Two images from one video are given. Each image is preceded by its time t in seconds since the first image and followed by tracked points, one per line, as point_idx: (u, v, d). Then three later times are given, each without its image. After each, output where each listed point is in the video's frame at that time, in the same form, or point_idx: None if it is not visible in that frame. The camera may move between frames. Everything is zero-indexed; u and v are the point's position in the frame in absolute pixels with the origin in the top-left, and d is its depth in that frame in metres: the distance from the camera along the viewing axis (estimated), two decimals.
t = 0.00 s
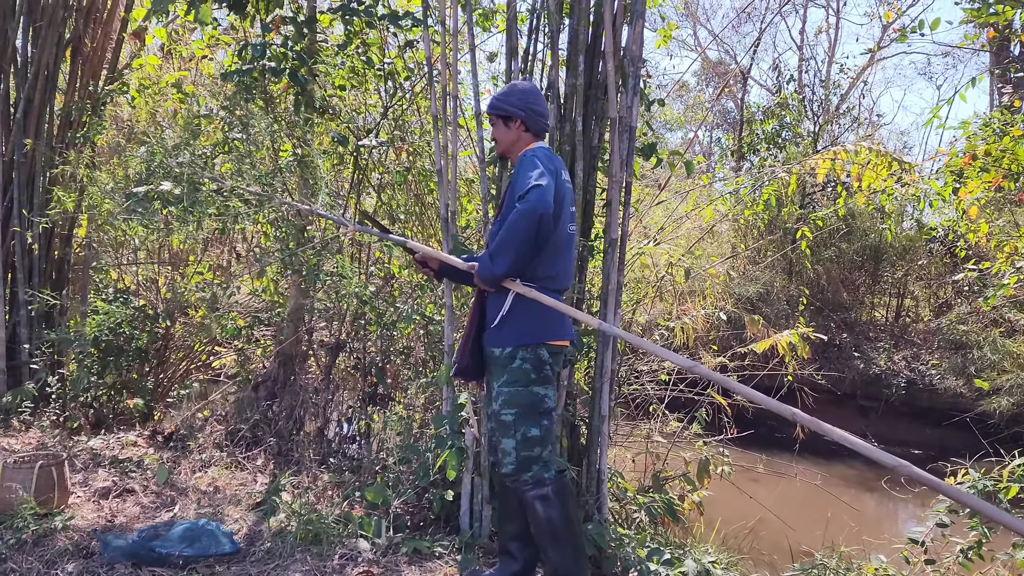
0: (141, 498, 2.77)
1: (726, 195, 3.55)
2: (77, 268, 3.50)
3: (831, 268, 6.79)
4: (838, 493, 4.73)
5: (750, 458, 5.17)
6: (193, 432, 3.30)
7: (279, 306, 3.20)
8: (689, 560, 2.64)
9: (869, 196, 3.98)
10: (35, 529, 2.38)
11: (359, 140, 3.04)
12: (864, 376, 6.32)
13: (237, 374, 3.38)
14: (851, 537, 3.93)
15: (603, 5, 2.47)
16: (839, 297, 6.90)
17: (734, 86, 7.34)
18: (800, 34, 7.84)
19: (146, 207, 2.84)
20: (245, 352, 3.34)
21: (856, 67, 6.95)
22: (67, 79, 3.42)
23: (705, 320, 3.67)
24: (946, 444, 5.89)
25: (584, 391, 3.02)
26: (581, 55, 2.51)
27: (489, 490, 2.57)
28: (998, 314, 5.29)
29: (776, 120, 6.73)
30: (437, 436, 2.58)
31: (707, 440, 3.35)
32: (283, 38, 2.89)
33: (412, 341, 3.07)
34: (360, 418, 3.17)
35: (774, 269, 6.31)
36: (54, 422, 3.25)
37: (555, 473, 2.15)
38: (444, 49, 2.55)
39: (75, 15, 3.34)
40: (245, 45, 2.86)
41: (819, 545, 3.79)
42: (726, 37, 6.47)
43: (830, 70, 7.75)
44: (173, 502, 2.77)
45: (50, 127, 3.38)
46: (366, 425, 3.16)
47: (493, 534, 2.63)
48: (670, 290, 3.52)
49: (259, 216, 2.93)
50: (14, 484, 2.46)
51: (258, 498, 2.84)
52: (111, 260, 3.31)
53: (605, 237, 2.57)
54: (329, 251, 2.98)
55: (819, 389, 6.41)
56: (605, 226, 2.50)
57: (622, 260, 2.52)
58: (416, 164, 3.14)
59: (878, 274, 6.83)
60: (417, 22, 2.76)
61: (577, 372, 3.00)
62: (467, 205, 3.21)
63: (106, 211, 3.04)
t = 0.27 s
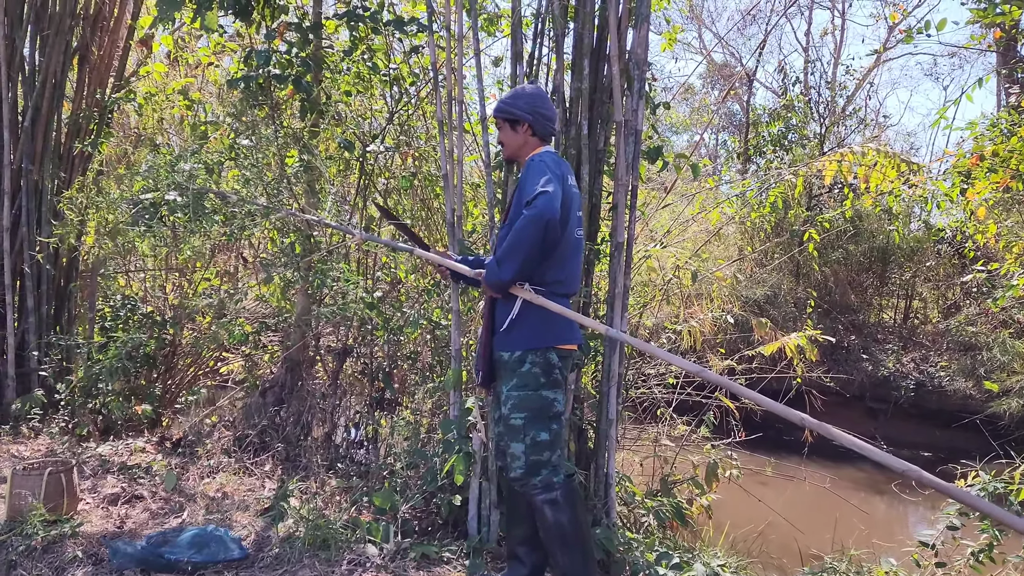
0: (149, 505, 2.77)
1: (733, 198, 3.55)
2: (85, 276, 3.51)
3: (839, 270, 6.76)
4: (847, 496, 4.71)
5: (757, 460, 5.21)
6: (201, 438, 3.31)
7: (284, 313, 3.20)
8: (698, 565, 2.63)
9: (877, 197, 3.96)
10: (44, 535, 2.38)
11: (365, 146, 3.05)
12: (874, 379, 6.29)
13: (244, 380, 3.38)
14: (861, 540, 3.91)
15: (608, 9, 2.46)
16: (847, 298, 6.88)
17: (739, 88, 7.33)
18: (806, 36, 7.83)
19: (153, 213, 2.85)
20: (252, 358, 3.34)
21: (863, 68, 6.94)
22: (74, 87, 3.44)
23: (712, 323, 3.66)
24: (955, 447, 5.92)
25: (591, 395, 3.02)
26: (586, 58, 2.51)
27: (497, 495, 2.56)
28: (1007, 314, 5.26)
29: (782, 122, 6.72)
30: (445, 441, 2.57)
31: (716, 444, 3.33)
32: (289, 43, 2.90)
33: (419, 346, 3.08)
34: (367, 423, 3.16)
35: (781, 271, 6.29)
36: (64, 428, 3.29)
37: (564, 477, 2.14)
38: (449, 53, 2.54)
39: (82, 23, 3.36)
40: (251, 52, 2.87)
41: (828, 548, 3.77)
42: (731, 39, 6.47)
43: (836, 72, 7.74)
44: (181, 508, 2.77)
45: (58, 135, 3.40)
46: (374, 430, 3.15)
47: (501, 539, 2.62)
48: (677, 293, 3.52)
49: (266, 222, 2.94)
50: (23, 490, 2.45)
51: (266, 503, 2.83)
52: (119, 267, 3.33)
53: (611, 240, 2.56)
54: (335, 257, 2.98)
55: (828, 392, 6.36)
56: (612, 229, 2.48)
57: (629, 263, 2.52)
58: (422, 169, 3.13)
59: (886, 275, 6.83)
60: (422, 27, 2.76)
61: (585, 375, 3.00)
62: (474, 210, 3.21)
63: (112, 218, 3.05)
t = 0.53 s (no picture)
0: (155, 508, 2.77)
1: (737, 198, 3.54)
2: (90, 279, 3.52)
3: (844, 270, 6.75)
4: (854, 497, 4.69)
5: (764, 462, 5.18)
6: (206, 442, 3.31)
7: (290, 316, 3.22)
8: (705, 567, 2.62)
9: (882, 197, 3.96)
10: (50, 540, 2.38)
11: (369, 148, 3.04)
12: (880, 380, 6.28)
13: (249, 383, 3.38)
14: (868, 542, 3.89)
15: (611, 10, 2.46)
16: (852, 299, 6.86)
17: (743, 88, 7.32)
18: (809, 36, 7.81)
19: (158, 217, 2.86)
20: (257, 361, 3.33)
21: (867, 69, 6.93)
22: (79, 92, 3.46)
23: (717, 324, 3.65)
24: (962, 447, 5.91)
25: (596, 397, 3.01)
26: (590, 60, 2.51)
27: (502, 497, 2.55)
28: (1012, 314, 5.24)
29: (786, 122, 6.71)
30: (450, 443, 2.56)
31: (721, 445, 3.32)
32: (292, 46, 2.90)
33: (424, 349, 3.08)
34: (373, 425, 3.15)
35: (785, 272, 6.28)
36: (69, 433, 3.29)
37: (569, 478, 2.13)
38: (452, 56, 2.55)
39: (86, 28, 3.38)
40: (255, 55, 2.87)
41: (835, 550, 3.76)
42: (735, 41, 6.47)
43: (840, 72, 7.72)
44: (187, 511, 2.77)
45: (63, 140, 3.41)
46: (379, 432, 3.13)
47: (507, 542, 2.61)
48: (682, 294, 3.51)
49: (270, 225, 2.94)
50: (29, 495, 2.45)
51: (271, 507, 2.83)
52: (125, 270, 3.36)
53: (616, 242, 2.55)
54: (340, 259, 2.98)
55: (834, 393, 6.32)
56: (616, 230, 2.47)
57: (633, 264, 2.50)
58: (426, 172, 3.14)
59: (891, 275, 6.78)
60: (426, 30, 2.76)
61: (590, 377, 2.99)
62: (478, 212, 3.20)
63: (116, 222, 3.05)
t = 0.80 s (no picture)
0: (160, 512, 2.77)
1: (741, 200, 3.54)
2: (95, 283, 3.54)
3: (848, 272, 6.77)
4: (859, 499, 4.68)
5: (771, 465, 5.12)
6: (210, 445, 3.30)
7: (294, 318, 3.22)
8: (711, 570, 2.61)
9: (886, 198, 3.95)
10: (55, 544, 2.38)
11: (374, 150, 3.03)
12: (884, 381, 6.28)
13: (254, 387, 3.38)
14: (874, 544, 3.88)
15: (615, 12, 2.46)
16: (857, 301, 6.91)
17: (746, 90, 7.32)
18: (812, 38, 7.81)
19: (162, 221, 2.86)
20: (261, 364, 3.34)
21: (870, 70, 6.93)
22: (83, 96, 3.47)
23: (722, 326, 3.65)
24: (967, 448, 5.92)
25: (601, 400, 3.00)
26: (594, 62, 2.51)
27: (507, 500, 2.54)
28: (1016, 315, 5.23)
29: (789, 124, 6.72)
30: (454, 446, 2.56)
31: (726, 447, 3.32)
32: (296, 50, 2.90)
33: (428, 351, 3.08)
34: (377, 429, 3.17)
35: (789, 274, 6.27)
36: (74, 436, 3.29)
37: (576, 482, 2.13)
38: (456, 59, 2.55)
39: (91, 32, 3.39)
40: (258, 59, 2.88)
41: (841, 552, 3.75)
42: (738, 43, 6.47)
43: (843, 74, 7.72)
44: (192, 515, 2.76)
45: (67, 144, 3.42)
46: (383, 436, 3.17)
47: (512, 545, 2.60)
48: (686, 296, 3.51)
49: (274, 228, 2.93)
50: (34, 499, 2.45)
51: (276, 510, 2.82)
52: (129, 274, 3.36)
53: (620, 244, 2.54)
54: (345, 261, 3.00)
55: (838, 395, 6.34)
56: (620, 233, 2.46)
57: (638, 267, 2.50)
58: (430, 175, 3.15)
59: (895, 277, 6.82)
60: (429, 33, 2.76)
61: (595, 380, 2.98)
62: (482, 214, 3.23)
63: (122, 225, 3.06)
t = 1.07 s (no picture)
0: (163, 516, 2.77)
1: (743, 202, 3.54)
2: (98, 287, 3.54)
3: (850, 274, 6.77)
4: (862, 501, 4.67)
5: (774, 467, 5.11)
6: (213, 448, 3.30)
7: (297, 322, 3.24)
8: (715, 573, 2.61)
9: (889, 200, 3.95)
10: (58, 548, 2.37)
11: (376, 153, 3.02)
12: (887, 383, 6.28)
13: (257, 390, 3.39)
14: (878, 547, 3.88)
15: (617, 15, 2.46)
16: (859, 302, 6.89)
17: (748, 92, 7.32)
18: (814, 40, 7.81)
19: (165, 224, 2.86)
20: (264, 367, 3.34)
21: (872, 72, 6.93)
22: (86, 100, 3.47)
23: (724, 329, 3.64)
24: (970, 450, 5.90)
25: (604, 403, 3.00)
26: (596, 65, 2.52)
27: (510, 503, 2.53)
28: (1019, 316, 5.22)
29: (791, 126, 6.74)
30: (458, 449, 2.56)
31: (730, 450, 3.31)
32: (298, 53, 2.91)
33: (431, 354, 3.09)
34: (380, 432, 3.15)
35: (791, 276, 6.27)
36: (77, 440, 3.29)
37: (578, 485, 2.13)
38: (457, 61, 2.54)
39: (93, 36, 3.39)
40: (261, 62, 2.88)
41: (845, 555, 3.74)
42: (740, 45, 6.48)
43: (845, 75, 7.72)
44: (194, 519, 2.76)
45: (71, 147, 3.42)
46: (386, 438, 3.13)
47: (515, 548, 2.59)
48: (689, 299, 3.51)
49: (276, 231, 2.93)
50: (37, 503, 2.44)
51: (279, 514, 2.82)
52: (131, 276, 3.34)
53: (623, 246, 2.54)
54: (347, 266, 3.04)
55: (841, 398, 6.35)
56: (623, 235, 2.46)
57: (641, 269, 2.49)
58: (432, 177, 3.13)
59: (898, 279, 6.83)
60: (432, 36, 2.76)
61: (597, 383, 2.98)
62: (486, 218, 3.22)
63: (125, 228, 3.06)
